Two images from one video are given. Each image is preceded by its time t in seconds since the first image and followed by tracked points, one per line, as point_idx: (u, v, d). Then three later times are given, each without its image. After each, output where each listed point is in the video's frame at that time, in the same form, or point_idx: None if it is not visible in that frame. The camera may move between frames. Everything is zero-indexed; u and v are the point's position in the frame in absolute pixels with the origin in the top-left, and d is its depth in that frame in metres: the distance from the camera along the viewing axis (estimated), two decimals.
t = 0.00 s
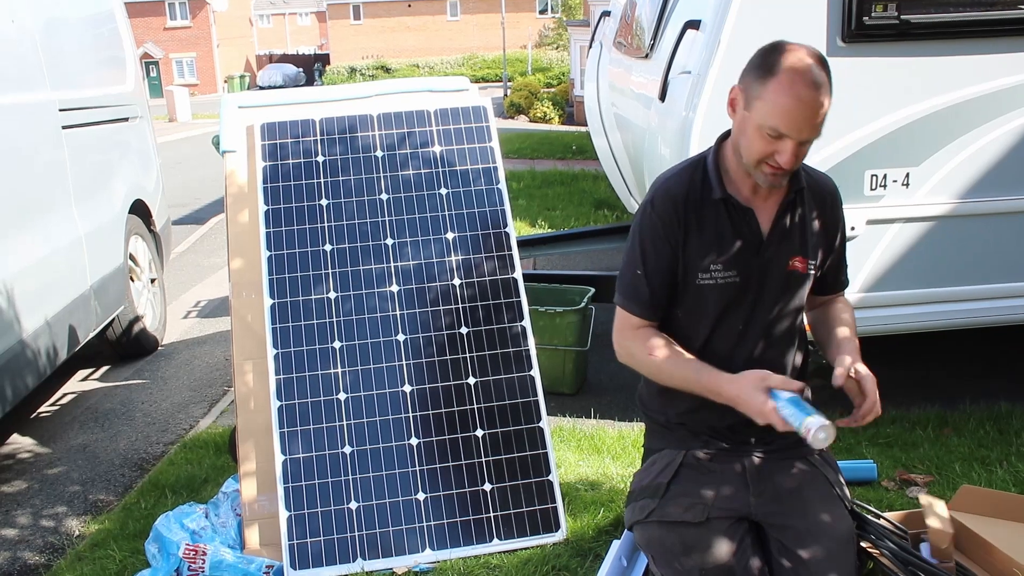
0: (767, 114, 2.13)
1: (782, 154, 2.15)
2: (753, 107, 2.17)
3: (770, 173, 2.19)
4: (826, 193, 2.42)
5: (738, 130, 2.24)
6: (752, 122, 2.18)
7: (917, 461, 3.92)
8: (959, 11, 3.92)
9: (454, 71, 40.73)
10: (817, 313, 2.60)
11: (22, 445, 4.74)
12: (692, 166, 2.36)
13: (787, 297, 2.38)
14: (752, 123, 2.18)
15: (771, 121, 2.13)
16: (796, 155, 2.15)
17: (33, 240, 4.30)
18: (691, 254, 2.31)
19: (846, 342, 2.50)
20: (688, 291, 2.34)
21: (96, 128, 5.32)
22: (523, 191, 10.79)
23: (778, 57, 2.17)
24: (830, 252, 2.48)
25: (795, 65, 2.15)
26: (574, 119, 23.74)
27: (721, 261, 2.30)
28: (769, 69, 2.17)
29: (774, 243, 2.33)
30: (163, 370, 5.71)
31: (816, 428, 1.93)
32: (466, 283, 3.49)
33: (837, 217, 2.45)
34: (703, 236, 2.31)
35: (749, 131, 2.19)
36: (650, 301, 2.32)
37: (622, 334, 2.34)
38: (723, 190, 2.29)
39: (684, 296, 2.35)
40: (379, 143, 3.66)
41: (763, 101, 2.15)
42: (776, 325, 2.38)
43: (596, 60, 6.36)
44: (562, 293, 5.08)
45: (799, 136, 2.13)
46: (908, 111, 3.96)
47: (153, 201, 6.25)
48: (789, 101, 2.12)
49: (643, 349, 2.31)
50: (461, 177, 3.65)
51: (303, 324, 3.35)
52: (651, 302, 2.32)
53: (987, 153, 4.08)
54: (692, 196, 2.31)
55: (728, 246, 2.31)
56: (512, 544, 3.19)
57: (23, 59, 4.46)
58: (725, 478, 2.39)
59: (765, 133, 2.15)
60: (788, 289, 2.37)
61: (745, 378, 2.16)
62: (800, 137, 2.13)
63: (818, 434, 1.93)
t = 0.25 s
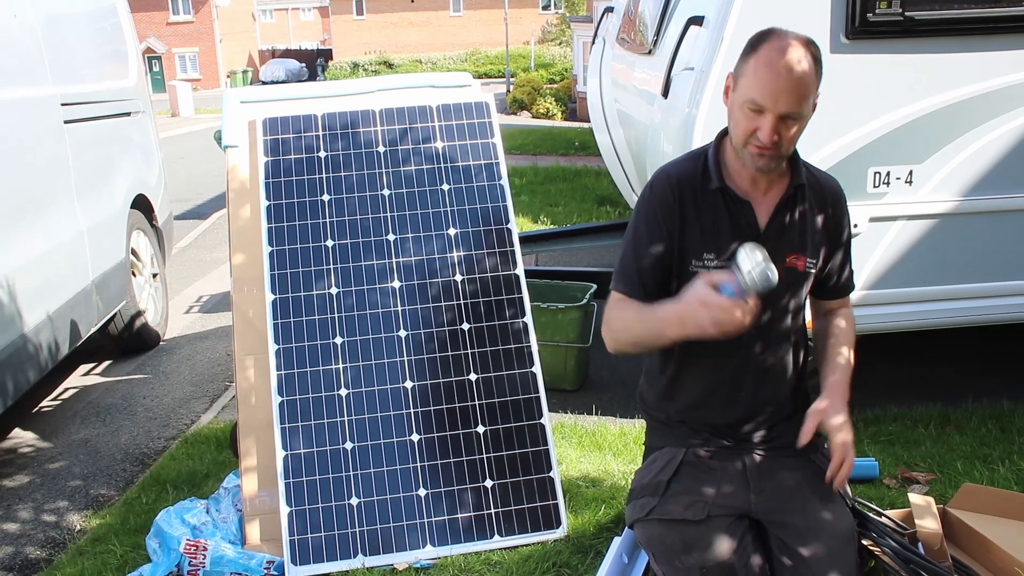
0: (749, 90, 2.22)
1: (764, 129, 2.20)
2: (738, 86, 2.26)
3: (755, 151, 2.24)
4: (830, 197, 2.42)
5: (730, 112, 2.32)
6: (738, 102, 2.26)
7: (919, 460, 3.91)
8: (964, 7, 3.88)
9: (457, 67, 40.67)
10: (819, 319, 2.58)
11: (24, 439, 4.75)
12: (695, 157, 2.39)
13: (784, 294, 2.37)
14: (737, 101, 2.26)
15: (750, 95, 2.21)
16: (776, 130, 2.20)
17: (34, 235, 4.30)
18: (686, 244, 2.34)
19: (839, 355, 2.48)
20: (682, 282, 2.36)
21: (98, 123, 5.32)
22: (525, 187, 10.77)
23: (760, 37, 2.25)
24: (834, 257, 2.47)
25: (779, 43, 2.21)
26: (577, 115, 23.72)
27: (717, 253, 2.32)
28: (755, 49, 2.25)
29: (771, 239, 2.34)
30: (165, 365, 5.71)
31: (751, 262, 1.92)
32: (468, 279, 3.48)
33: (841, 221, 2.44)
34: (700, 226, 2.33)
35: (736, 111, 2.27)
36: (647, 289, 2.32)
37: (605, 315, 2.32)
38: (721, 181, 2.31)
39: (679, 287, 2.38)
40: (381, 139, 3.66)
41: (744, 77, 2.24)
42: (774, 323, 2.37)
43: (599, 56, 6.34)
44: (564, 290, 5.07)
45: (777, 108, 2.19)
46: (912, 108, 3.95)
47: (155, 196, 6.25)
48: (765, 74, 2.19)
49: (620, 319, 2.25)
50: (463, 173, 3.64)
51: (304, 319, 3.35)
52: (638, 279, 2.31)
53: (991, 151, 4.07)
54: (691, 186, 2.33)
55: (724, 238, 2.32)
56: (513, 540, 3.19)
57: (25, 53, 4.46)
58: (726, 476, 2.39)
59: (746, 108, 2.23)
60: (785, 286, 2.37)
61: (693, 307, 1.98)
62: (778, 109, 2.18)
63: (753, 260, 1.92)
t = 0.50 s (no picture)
0: (752, 71, 2.25)
1: (769, 107, 2.22)
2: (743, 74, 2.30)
3: (762, 134, 2.25)
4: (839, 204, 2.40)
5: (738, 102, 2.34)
6: (744, 86, 2.29)
7: (920, 457, 3.90)
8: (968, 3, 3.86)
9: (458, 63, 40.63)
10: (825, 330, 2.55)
11: (25, 434, 4.75)
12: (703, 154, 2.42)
13: (786, 295, 2.35)
14: (743, 87, 2.29)
15: (754, 77, 2.24)
16: (782, 107, 2.21)
17: (35, 230, 4.30)
18: (687, 238, 2.34)
19: (836, 355, 2.51)
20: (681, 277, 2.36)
21: (100, 118, 5.31)
22: (527, 183, 10.77)
23: (763, 27, 2.31)
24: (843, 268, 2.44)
25: (782, 27, 2.27)
26: (579, 111, 23.70)
27: (718, 248, 2.32)
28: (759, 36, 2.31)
29: (775, 238, 2.33)
30: (166, 360, 5.71)
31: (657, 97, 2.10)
32: (469, 276, 3.48)
33: (850, 230, 2.42)
34: (702, 220, 2.34)
35: (742, 96, 2.30)
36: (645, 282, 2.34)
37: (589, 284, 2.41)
38: (727, 177, 2.33)
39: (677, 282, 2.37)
40: (382, 134, 3.65)
41: (749, 62, 2.28)
42: (774, 323, 2.35)
43: (600, 52, 6.33)
44: (565, 286, 5.07)
45: (782, 85, 2.21)
46: (914, 105, 3.93)
47: (157, 191, 6.25)
48: (769, 54, 2.23)
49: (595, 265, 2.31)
50: (465, 169, 3.64)
51: (305, 315, 3.34)
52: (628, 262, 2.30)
53: (993, 148, 4.05)
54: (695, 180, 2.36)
55: (727, 233, 2.32)
56: (513, 537, 3.19)
57: (26, 49, 4.45)
58: (726, 473, 2.39)
59: (752, 90, 2.25)
60: (786, 287, 2.34)
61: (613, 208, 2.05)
62: (782, 86, 2.20)
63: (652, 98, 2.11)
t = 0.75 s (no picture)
0: (755, 64, 2.25)
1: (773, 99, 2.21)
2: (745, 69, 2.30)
3: (766, 129, 2.24)
4: (842, 202, 2.40)
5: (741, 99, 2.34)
6: (746, 81, 2.29)
7: (922, 454, 3.90)
8: None
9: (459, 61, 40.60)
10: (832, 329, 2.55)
11: (26, 432, 4.75)
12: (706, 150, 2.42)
13: (788, 291, 2.34)
14: (745, 82, 2.28)
15: (756, 71, 2.24)
16: (786, 100, 2.20)
17: (36, 228, 4.30)
18: (689, 232, 2.35)
19: (842, 350, 2.50)
20: (682, 271, 2.37)
21: (100, 117, 5.31)
22: (528, 181, 10.76)
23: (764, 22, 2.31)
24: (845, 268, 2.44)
25: (783, 21, 2.27)
26: (580, 109, 23.69)
27: (720, 244, 2.32)
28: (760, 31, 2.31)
29: (777, 235, 2.32)
30: (167, 358, 5.71)
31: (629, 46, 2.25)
32: (470, 273, 3.47)
33: (854, 228, 2.41)
34: (704, 215, 2.34)
35: (744, 91, 2.29)
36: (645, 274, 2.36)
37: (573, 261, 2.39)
38: (731, 172, 2.33)
39: (678, 277, 2.38)
40: (383, 132, 3.65)
41: (750, 56, 2.28)
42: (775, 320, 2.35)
43: (601, 49, 6.32)
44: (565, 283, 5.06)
45: (785, 78, 2.21)
46: (916, 101, 3.93)
47: (157, 190, 6.24)
48: (771, 47, 2.23)
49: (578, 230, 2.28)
50: (465, 166, 3.63)
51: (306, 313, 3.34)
52: (628, 254, 2.30)
53: (995, 144, 4.05)
54: (698, 175, 2.36)
55: (729, 229, 2.32)
56: (515, 534, 3.19)
57: (26, 47, 4.45)
58: (727, 470, 2.39)
59: (755, 84, 2.25)
60: (788, 284, 2.34)
61: (611, 147, 2.06)
62: (785, 78, 2.20)
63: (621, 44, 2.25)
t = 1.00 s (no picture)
0: (758, 64, 2.26)
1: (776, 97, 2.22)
2: (748, 68, 2.31)
3: (768, 126, 2.24)
4: (842, 200, 2.39)
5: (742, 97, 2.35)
6: (749, 80, 2.29)
7: (922, 451, 3.89)
8: None
9: (459, 58, 40.55)
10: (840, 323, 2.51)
11: (26, 432, 4.75)
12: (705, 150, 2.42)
13: (788, 291, 2.34)
14: (748, 79, 2.29)
15: (760, 69, 2.25)
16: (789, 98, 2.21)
17: (35, 228, 4.29)
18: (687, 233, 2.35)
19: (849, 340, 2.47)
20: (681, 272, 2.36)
21: (98, 116, 5.30)
22: (527, 178, 10.75)
23: (766, 22, 2.33)
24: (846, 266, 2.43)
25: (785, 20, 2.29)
26: (580, 106, 23.67)
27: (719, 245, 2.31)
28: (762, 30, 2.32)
29: (777, 234, 2.32)
30: (167, 357, 5.71)
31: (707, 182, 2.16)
32: (469, 271, 3.47)
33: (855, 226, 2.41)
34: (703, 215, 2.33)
35: (746, 90, 2.30)
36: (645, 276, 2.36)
37: (590, 291, 2.30)
38: (729, 171, 2.34)
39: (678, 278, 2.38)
40: (381, 130, 3.64)
41: (753, 55, 2.29)
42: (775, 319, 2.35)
43: (600, 46, 6.31)
44: (565, 281, 5.06)
45: (788, 76, 2.22)
46: (915, 97, 3.92)
47: (156, 189, 6.24)
48: (774, 46, 2.25)
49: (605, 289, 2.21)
50: (463, 164, 3.63)
51: (304, 312, 3.34)
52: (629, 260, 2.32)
53: (994, 140, 4.04)
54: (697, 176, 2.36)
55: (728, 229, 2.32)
56: (514, 533, 3.18)
57: (24, 46, 4.44)
58: (725, 467, 2.38)
59: (758, 81, 2.26)
60: (788, 284, 2.34)
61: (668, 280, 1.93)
62: (789, 76, 2.21)
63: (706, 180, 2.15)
